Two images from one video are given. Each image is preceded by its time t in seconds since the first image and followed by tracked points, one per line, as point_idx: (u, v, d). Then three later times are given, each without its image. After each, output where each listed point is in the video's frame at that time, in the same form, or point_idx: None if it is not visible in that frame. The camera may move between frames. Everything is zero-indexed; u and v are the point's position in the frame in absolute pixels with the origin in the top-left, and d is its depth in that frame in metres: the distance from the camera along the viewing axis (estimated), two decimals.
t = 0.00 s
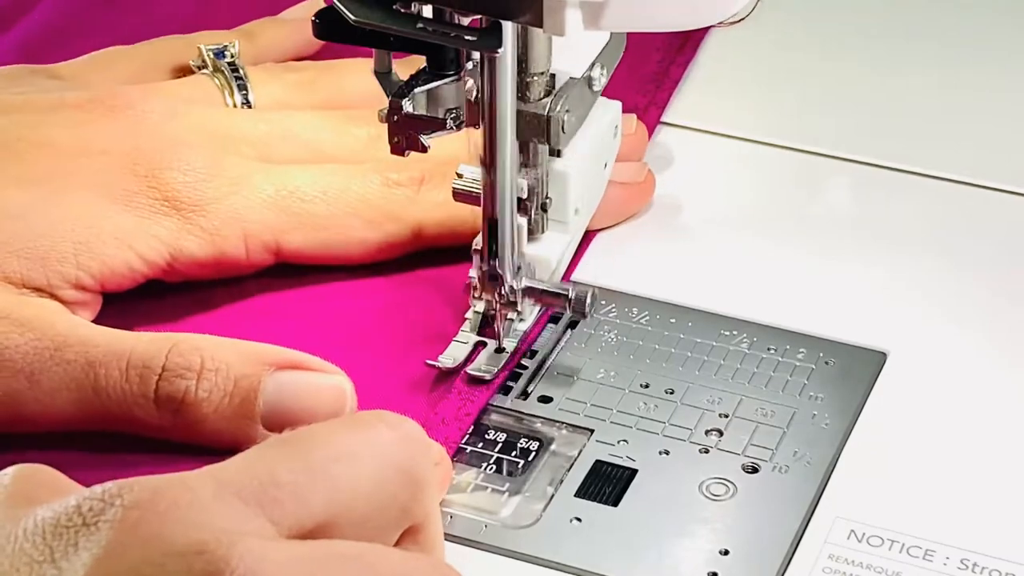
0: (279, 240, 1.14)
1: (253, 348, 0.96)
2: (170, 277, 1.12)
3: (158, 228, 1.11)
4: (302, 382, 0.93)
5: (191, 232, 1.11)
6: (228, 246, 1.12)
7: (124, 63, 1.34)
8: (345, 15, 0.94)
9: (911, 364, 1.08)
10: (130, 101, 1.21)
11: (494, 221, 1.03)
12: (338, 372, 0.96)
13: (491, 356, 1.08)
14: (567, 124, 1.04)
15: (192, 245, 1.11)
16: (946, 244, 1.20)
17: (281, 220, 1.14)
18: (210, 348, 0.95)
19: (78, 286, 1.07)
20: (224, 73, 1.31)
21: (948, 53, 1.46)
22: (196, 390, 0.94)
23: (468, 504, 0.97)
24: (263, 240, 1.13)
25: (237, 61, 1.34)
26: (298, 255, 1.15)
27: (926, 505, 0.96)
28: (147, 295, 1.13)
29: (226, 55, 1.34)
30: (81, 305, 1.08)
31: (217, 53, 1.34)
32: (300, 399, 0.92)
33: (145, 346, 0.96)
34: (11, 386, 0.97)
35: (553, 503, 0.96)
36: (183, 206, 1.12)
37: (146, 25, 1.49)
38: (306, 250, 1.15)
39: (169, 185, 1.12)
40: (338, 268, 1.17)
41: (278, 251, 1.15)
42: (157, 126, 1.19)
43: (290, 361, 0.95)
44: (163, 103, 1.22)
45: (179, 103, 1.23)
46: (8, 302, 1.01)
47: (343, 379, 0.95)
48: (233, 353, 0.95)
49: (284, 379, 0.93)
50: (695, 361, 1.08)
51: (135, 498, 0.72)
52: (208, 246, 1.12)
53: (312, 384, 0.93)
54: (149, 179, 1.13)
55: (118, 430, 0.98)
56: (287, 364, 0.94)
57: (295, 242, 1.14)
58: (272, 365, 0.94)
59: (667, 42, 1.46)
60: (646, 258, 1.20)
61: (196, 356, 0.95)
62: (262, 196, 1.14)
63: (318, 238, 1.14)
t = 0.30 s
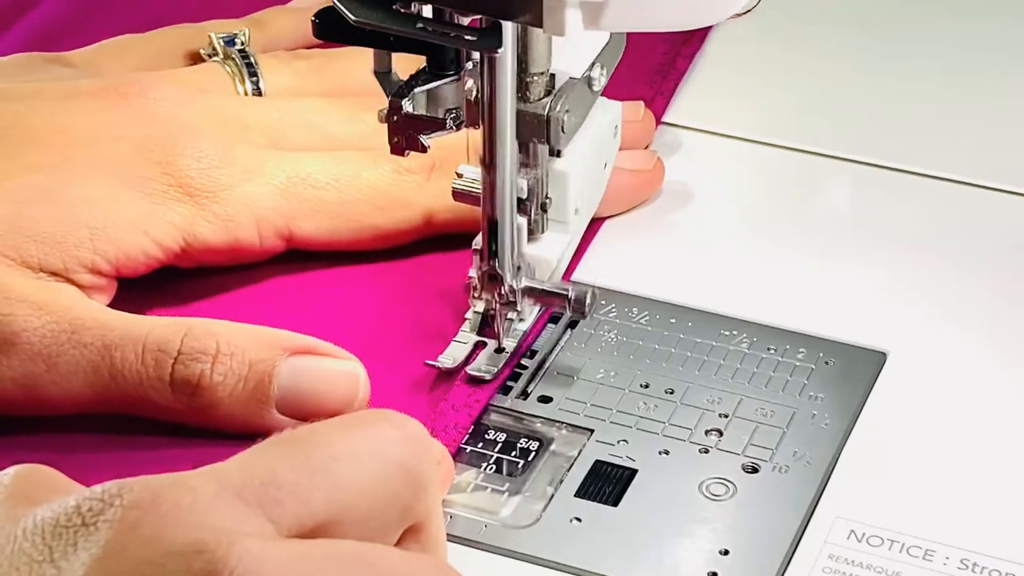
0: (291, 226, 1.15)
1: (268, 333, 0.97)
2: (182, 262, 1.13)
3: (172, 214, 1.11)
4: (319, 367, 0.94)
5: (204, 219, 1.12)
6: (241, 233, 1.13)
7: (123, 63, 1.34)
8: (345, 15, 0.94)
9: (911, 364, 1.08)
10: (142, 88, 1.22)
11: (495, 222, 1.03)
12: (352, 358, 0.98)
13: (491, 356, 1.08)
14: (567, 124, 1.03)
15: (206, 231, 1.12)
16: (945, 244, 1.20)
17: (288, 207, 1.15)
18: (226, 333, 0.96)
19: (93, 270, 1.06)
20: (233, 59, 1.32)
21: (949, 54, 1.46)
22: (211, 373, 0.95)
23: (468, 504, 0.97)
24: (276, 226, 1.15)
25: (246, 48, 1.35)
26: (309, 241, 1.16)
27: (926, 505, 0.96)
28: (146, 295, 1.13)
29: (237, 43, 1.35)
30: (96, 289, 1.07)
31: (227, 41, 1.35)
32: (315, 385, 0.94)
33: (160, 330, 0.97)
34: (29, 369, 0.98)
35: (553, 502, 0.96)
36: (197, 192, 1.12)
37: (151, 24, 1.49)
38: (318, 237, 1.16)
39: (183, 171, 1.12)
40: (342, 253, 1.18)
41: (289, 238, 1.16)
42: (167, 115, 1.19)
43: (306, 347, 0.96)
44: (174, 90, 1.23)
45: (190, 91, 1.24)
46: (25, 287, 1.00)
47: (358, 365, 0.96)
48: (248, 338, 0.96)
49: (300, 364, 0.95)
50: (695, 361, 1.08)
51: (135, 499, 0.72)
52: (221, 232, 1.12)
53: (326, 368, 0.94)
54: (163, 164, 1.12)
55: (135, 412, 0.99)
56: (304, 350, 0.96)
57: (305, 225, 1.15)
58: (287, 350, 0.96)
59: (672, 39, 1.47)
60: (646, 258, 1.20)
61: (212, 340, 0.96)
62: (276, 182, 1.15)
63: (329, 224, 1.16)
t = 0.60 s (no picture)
0: (301, 215, 1.16)
1: (279, 319, 0.98)
2: (193, 251, 1.14)
3: (184, 201, 1.12)
4: (331, 352, 0.97)
5: (217, 206, 1.13)
6: (253, 221, 1.14)
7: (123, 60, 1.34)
8: (345, 15, 0.94)
9: (910, 364, 1.08)
10: (145, 84, 1.23)
11: (495, 224, 1.03)
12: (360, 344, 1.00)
13: (491, 356, 1.08)
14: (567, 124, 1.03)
15: (218, 218, 1.13)
16: (946, 244, 1.20)
17: (300, 193, 1.16)
18: (237, 319, 0.98)
19: (107, 256, 1.06)
20: (245, 48, 1.33)
21: (950, 54, 1.46)
22: (222, 358, 0.96)
23: (468, 504, 0.97)
24: (287, 214, 1.15)
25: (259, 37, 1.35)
26: (321, 228, 1.17)
27: (926, 505, 0.96)
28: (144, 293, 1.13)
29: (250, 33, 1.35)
30: (110, 275, 1.08)
31: (240, 32, 1.35)
32: (327, 370, 0.96)
33: (172, 315, 0.98)
34: (42, 354, 0.98)
35: (553, 502, 0.96)
36: (209, 180, 1.14)
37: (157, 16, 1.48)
38: (329, 223, 1.17)
39: (195, 159, 1.14)
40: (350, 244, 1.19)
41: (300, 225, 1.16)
42: (177, 103, 1.21)
43: (317, 332, 0.98)
44: (176, 87, 1.24)
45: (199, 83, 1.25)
46: (39, 273, 1.01)
47: (367, 350, 0.99)
48: (259, 323, 0.98)
49: (311, 350, 0.97)
50: (695, 361, 1.08)
51: (138, 503, 0.72)
52: (234, 219, 1.13)
53: (338, 356, 0.97)
54: (175, 153, 1.14)
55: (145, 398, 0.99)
56: (316, 335, 0.98)
57: (317, 213, 1.16)
58: (298, 336, 0.97)
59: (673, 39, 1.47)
60: (647, 258, 1.20)
61: (223, 325, 0.97)
62: (287, 169, 1.16)
63: (339, 213, 1.17)
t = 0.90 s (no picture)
0: (308, 207, 1.16)
1: (280, 311, 0.98)
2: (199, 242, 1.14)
3: (191, 193, 1.12)
4: (332, 345, 0.97)
5: (223, 198, 1.13)
6: (261, 213, 1.14)
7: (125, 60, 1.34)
8: (345, 15, 0.94)
9: (911, 364, 1.08)
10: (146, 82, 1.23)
11: (495, 227, 1.03)
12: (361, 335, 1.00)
13: (491, 356, 1.08)
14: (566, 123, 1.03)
15: (225, 209, 1.13)
16: (946, 244, 1.20)
17: (307, 184, 1.16)
18: (239, 311, 0.98)
19: (113, 249, 1.06)
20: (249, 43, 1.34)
21: (951, 54, 1.46)
22: (224, 351, 0.96)
23: (468, 504, 0.97)
24: (294, 205, 1.16)
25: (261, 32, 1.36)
26: (326, 219, 1.17)
27: (927, 505, 0.96)
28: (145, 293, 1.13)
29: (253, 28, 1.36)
30: (117, 268, 1.08)
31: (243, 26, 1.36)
32: (329, 362, 0.97)
33: (174, 308, 0.98)
34: (46, 347, 0.98)
35: (552, 502, 0.96)
36: (215, 173, 1.13)
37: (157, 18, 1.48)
38: (336, 213, 1.17)
39: (201, 153, 1.14)
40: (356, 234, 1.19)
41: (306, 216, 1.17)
42: (180, 99, 1.21)
43: (319, 324, 0.98)
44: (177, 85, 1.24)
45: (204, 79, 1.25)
46: (46, 266, 1.00)
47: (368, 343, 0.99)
48: (260, 316, 0.98)
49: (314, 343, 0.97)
50: (695, 361, 1.08)
51: (136, 505, 0.72)
52: (240, 210, 1.14)
53: (339, 348, 0.97)
54: (181, 146, 1.14)
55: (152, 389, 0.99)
56: (318, 328, 0.98)
57: (324, 205, 1.16)
58: (298, 329, 0.97)
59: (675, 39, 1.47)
60: (648, 258, 1.20)
61: (225, 317, 0.97)
62: (293, 161, 1.16)
63: (348, 204, 1.17)
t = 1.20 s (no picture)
0: (258, 267, 1.10)
1: (237, 384, 0.88)
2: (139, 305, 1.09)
3: (132, 254, 1.07)
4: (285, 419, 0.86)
5: (163, 261, 1.08)
6: (203, 274, 1.09)
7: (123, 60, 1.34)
8: (345, 15, 0.94)
9: (910, 363, 1.08)
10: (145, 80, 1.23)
11: (495, 225, 1.02)
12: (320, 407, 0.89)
13: (491, 356, 1.09)
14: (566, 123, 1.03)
15: (164, 274, 1.08)
16: (946, 244, 1.20)
17: (256, 244, 1.10)
18: (191, 386, 0.89)
19: (48, 314, 1.04)
20: (187, 100, 1.22)
21: (951, 53, 1.46)
22: (174, 430, 0.87)
23: (468, 504, 0.97)
24: (238, 268, 1.10)
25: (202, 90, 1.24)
26: (278, 281, 1.11)
27: (926, 505, 0.96)
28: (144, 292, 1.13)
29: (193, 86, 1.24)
30: (52, 334, 1.05)
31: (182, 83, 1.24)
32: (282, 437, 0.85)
33: (124, 385, 0.92)
34: None
35: (553, 502, 0.96)
36: (158, 231, 1.08)
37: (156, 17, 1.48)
38: (286, 277, 1.11)
39: (144, 209, 1.08)
40: (320, 293, 1.14)
41: (254, 278, 1.11)
42: (145, 147, 1.14)
43: (273, 396, 0.87)
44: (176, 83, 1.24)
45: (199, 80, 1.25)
46: None
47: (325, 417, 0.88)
48: (213, 389, 0.88)
49: (267, 415, 0.86)
50: (695, 361, 1.08)
51: (140, 503, 0.72)
52: (180, 277, 1.08)
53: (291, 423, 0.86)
54: (122, 200, 1.08)
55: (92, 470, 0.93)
56: (271, 400, 0.87)
57: (273, 260, 1.10)
58: (254, 402, 0.87)
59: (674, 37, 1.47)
60: (647, 258, 1.20)
61: (175, 394, 0.89)
62: (244, 218, 1.10)
63: (301, 266, 1.11)
